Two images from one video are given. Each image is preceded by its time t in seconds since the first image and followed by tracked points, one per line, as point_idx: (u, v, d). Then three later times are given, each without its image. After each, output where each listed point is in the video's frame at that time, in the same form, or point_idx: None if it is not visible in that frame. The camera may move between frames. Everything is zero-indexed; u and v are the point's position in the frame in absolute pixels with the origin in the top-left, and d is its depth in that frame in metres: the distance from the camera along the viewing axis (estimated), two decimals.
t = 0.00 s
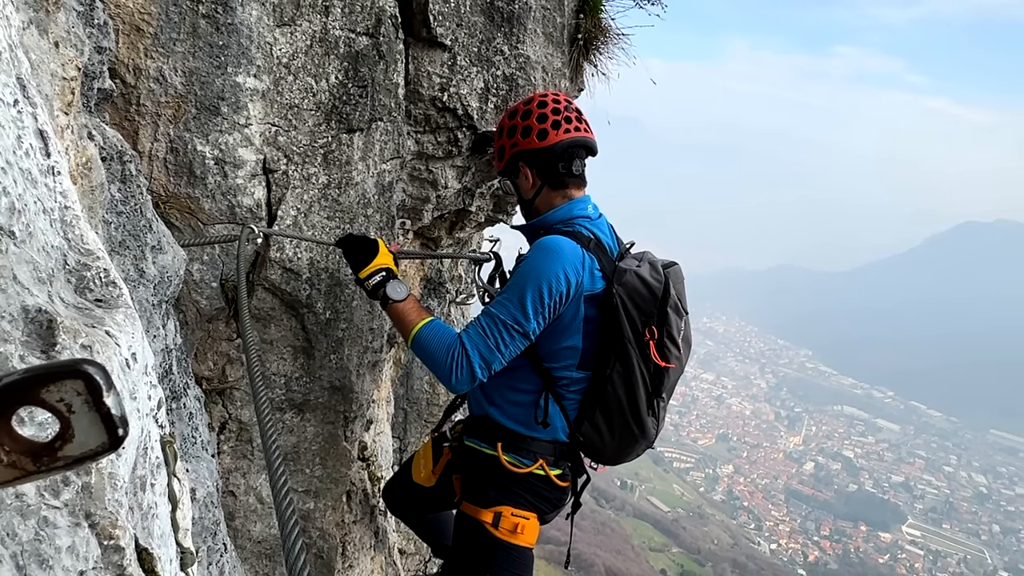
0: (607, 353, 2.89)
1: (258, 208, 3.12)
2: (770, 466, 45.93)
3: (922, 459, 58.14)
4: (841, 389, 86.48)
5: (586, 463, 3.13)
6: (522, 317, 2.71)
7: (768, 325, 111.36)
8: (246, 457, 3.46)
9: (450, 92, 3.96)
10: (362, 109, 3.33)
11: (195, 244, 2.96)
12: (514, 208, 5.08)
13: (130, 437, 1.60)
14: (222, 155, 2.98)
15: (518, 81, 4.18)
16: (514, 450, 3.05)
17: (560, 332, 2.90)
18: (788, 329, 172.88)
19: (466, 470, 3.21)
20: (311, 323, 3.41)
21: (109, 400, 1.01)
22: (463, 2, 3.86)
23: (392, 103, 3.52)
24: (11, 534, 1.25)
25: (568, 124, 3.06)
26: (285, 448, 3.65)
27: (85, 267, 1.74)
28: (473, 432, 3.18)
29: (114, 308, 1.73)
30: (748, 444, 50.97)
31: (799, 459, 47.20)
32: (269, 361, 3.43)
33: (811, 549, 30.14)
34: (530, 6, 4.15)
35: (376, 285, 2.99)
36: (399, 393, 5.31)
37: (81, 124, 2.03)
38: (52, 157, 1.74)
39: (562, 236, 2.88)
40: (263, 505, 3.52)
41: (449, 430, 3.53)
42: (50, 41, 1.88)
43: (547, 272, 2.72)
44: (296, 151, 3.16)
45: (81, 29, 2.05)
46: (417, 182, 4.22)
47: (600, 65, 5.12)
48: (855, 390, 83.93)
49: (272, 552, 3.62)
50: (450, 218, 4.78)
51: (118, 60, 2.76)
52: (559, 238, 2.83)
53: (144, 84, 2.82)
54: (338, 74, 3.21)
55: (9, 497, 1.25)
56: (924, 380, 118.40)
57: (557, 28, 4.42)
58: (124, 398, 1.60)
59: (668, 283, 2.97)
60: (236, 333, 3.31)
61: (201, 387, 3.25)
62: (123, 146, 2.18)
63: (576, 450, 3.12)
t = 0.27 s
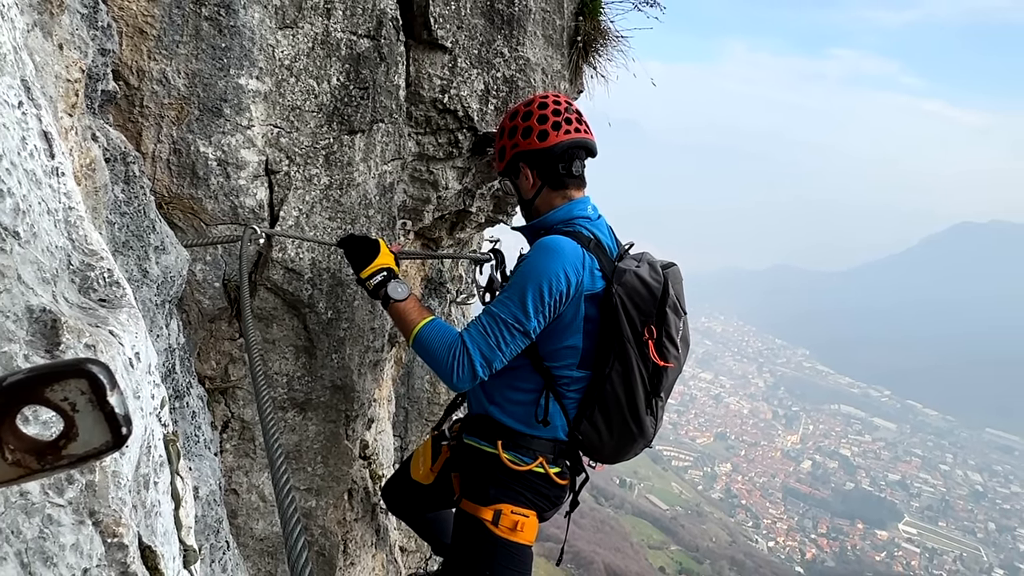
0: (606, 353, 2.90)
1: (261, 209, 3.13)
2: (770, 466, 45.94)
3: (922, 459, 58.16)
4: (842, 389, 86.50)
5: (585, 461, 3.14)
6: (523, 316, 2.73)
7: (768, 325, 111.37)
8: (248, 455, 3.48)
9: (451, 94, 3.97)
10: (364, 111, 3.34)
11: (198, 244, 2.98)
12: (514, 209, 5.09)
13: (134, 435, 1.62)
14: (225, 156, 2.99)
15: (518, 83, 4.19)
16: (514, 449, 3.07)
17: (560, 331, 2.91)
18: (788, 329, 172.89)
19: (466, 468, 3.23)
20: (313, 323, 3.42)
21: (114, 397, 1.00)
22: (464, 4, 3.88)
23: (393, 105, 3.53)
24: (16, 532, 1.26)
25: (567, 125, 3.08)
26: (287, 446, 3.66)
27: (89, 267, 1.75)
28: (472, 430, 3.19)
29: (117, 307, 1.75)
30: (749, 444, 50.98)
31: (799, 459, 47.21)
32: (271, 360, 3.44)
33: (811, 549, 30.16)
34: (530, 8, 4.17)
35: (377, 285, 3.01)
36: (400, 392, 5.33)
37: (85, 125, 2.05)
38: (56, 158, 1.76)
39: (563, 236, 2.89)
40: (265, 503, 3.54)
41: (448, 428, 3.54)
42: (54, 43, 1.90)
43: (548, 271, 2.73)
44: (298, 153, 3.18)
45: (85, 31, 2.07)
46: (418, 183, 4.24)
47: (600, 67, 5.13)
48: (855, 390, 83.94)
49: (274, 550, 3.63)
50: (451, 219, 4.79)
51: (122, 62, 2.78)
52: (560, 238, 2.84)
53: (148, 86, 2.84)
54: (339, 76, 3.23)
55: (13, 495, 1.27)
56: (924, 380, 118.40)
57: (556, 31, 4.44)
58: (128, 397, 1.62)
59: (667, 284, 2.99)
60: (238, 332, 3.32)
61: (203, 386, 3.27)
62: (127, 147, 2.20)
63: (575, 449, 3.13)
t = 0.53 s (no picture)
0: (606, 352, 2.92)
1: (263, 210, 3.15)
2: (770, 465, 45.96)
3: (922, 458, 58.20)
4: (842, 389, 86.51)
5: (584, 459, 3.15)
6: (525, 315, 2.74)
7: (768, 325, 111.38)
8: (251, 454, 3.50)
9: (451, 96, 3.99)
10: (365, 113, 3.36)
11: (201, 245, 3.00)
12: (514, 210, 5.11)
13: (137, 434, 1.64)
14: (228, 157, 3.01)
15: (518, 85, 4.21)
16: (514, 447, 3.08)
17: (561, 330, 2.92)
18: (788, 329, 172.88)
19: (466, 466, 3.24)
20: (315, 322, 3.44)
21: (118, 395, 0.98)
22: (464, 7, 3.89)
23: (394, 107, 3.55)
24: (21, 529, 1.27)
25: (572, 126, 3.10)
26: (289, 445, 3.68)
27: (93, 267, 1.77)
28: (472, 429, 3.21)
29: (121, 307, 1.76)
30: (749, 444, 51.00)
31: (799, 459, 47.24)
32: (273, 359, 3.46)
33: (811, 548, 30.17)
34: (530, 11, 4.19)
35: (379, 284, 3.02)
36: (401, 391, 5.35)
37: (89, 127, 2.07)
38: (61, 159, 1.77)
39: (565, 236, 2.90)
40: (267, 501, 3.55)
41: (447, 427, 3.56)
42: (59, 45, 1.91)
43: (551, 272, 2.74)
44: (300, 154, 3.19)
45: (89, 34, 2.09)
46: (419, 184, 4.25)
47: (600, 69, 5.15)
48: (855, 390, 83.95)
49: (276, 547, 3.64)
50: (452, 219, 4.81)
51: (126, 64, 2.80)
52: (563, 238, 2.86)
53: (151, 88, 2.85)
54: (341, 78, 3.24)
55: (18, 493, 1.28)
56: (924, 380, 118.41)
57: (556, 33, 4.45)
58: (131, 396, 1.63)
59: (668, 285, 3.00)
60: (241, 332, 3.34)
61: (206, 385, 3.29)
62: (131, 148, 2.21)
63: (574, 448, 3.15)
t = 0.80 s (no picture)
0: (609, 352, 2.93)
1: (265, 211, 3.17)
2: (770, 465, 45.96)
3: (921, 458, 58.26)
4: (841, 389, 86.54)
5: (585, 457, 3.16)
6: (528, 316, 2.75)
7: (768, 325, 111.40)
8: (253, 452, 3.51)
9: (452, 98, 4.01)
10: (367, 114, 3.37)
11: (204, 245, 3.01)
12: (513, 211, 5.13)
13: (141, 433, 1.65)
14: (230, 159, 3.03)
15: (518, 87, 4.22)
16: (515, 446, 3.10)
17: (565, 331, 2.93)
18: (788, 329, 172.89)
19: (467, 465, 3.26)
20: (317, 322, 3.46)
21: (122, 394, 0.97)
22: (465, 9, 3.91)
23: (394, 108, 3.56)
24: (26, 527, 1.29)
25: (585, 129, 3.14)
26: (291, 443, 3.70)
27: (97, 267, 1.78)
28: (473, 427, 3.23)
29: (124, 307, 1.78)
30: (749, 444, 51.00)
31: (799, 458, 47.29)
32: (275, 358, 3.48)
33: (811, 548, 30.19)
34: (530, 13, 4.20)
35: (381, 284, 3.04)
36: (402, 390, 5.37)
37: (93, 128, 2.08)
38: (65, 160, 1.79)
39: (571, 239, 2.91)
40: (270, 499, 3.56)
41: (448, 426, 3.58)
42: (63, 47, 1.93)
43: (557, 275, 2.75)
44: (302, 155, 3.21)
45: (93, 36, 2.10)
46: (419, 185, 4.26)
47: (600, 71, 5.17)
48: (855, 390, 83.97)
49: (278, 545, 3.66)
50: (452, 220, 4.82)
51: (130, 66, 2.81)
52: (569, 241, 2.86)
53: (154, 90, 2.87)
54: (343, 80, 3.26)
55: (23, 491, 1.30)
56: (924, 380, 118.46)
57: (556, 36, 4.47)
58: (135, 395, 1.65)
59: (672, 286, 3.03)
60: (243, 331, 3.36)
61: (209, 384, 3.31)
62: (134, 150, 2.23)
63: (575, 446, 3.17)
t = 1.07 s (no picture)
0: (607, 352, 2.95)
1: (267, 211, 3.18)
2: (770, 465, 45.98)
3: (921, 458, 58.31)
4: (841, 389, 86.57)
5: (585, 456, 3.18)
6: (527, 318, 2.77)
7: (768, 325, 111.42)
8: (256, 451, 3.53)
9: (452, 99, 4.03)
10: (368, 116, 3.39)
11: (207, 246, 3.03)
12: (513, 211, 5.14)
13: (144, 431, 1.67)
14: (233, 160, 3.04)
15: (518, 89, 4.24)
16: (515, 444, 3.11)
17: (563, 332, 2.94)
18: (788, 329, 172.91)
19: (467, 463, 3.27)
20: (319, 322, 3.48)
21: (125, 393, 0.99)
22: (466, 11, 3.92)
23: (395, 109, 3.58)
24: (30, 525, 1.30)
25: (585, 131, 3.16)
26: (293, 442, 3.72)
27: (100, 267, 1.80)
28: (473, 426, 3.24)
29: (128, 307, 1.79)
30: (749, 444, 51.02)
31: (799, 458, 47.31)
32: (277, 358, 3.49)
33: (811, 548, 30.21)
34: (531, 15, 4.22)
35: (382, 284, 3.05)
36: (403, 389, 5.39)
37: (96, 130, 2.10)
38: (68, 162, 1.81)
39: (571, 241, 2.93)
40: (272, 497, 3.58)
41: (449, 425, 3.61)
42: (67, 50, 1.94)
43: (556, 276, 2.77)
44: (304, 156, 3.23)
45: (97, 38, 2.11)
46: (420, 186, 4.27)
47: (599, 73, 5.19)
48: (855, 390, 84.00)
49: (280, 542, 3.67)
50: (452, 221, 4.83)
51: (133, 68, 2.81)
52: (568, 243, 2.88)
53: (158, 92, 2.87)
54: (344, 82, 3.28)
55: (28, 489, 1.31)
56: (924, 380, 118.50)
57: (555, 38, 4.49)
58: (138, 394, 1.67)
59: (670, 286, 3.05)
60: (246, 331, 3.37)
61: (212, 383, 3.32)
62: (137, 151, 2.24)
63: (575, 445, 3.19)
